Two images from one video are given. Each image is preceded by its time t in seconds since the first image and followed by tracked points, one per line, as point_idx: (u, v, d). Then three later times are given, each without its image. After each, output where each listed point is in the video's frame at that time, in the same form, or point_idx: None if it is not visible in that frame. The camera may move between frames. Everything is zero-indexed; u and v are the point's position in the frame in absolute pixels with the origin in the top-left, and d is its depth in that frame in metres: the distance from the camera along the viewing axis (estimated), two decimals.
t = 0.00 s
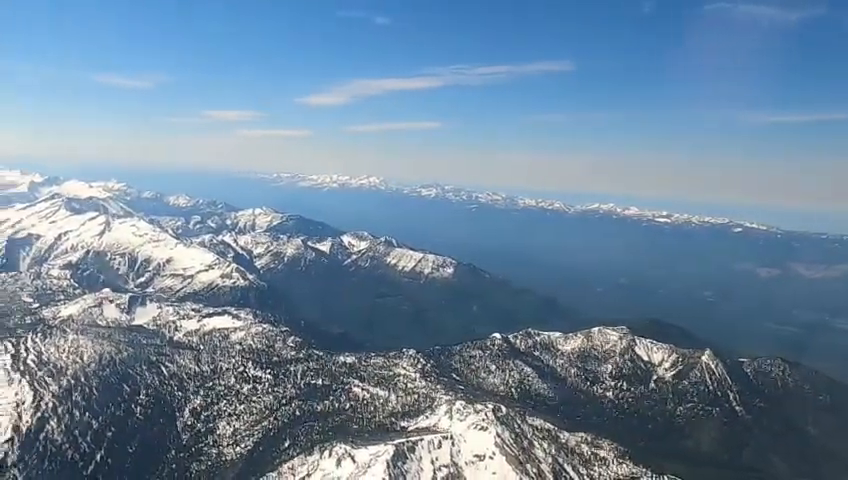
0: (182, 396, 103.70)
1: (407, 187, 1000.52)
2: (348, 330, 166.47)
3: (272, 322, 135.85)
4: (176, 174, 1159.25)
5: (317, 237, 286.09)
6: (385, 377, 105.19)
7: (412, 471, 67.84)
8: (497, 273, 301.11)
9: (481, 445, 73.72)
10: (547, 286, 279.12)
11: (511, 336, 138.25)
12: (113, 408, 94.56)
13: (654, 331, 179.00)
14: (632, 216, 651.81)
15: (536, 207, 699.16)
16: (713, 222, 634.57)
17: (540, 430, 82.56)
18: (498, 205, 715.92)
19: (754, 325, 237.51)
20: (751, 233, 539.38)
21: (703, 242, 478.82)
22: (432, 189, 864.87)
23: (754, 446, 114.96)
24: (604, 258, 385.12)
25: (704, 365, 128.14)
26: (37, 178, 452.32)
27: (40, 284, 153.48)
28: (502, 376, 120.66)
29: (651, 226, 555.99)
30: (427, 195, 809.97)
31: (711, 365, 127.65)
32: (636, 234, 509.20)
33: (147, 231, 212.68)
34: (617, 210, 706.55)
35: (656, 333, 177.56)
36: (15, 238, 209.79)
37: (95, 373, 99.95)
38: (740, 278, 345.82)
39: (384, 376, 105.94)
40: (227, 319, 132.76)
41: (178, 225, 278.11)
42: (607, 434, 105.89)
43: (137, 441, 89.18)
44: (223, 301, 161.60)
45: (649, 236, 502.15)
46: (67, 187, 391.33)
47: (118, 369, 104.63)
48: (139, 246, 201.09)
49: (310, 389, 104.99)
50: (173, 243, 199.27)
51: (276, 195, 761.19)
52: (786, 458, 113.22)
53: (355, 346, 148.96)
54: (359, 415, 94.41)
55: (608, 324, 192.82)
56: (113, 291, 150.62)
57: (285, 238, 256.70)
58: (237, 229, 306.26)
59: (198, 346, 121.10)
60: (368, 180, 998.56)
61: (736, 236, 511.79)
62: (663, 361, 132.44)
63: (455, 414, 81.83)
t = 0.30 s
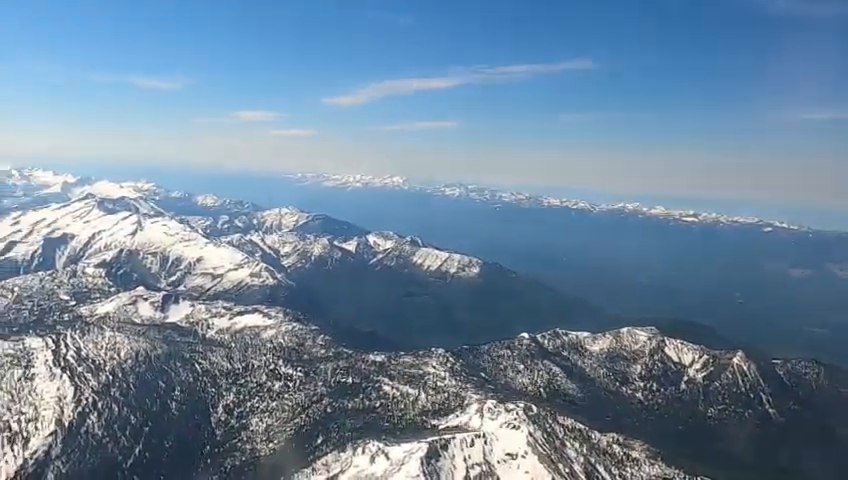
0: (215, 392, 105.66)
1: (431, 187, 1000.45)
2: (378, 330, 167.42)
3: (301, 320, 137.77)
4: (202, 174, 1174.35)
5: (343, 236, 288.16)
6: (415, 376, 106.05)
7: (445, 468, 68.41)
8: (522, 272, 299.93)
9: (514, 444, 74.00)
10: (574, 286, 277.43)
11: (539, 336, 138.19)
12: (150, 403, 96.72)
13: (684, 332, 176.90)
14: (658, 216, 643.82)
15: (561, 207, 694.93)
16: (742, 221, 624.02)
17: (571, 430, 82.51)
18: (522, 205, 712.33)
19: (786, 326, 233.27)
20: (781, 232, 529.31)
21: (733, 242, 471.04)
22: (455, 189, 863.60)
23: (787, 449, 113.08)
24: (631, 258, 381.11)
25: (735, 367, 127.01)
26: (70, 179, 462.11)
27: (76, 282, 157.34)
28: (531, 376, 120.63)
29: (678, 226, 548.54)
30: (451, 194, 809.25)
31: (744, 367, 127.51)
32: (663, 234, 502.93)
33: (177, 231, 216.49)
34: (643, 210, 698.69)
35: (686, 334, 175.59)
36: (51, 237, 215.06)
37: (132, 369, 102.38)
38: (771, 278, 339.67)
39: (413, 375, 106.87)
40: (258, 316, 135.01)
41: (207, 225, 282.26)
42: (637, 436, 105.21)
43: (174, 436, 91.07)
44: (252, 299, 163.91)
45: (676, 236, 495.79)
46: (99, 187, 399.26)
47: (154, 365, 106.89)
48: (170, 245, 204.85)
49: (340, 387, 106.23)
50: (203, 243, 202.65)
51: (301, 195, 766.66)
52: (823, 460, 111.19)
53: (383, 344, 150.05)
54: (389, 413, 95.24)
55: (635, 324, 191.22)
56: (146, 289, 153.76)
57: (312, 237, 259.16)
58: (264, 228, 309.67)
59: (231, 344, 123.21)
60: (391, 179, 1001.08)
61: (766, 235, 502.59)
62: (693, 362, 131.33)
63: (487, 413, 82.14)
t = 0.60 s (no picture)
0: (249, 389, 107.34)
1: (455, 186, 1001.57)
2: (407, 330, 168.34)
3: (332, 320, 139.44)
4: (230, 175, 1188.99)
5: (370, 236, 290.18)
6: (445, 376, 106.84)
7: (479, 468, 68.63)
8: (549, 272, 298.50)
9: (547, 445, 74.03)
10: (601, 287, 275.57)
11: (569, 337, 137.79)
12: (186, 399, 98.61)
13: (716, 334, 174.44)
14: (687, 216, 634.59)
15: (587, 206, 689.83)
16: (773, 221, 613.36)
17: (604, 431, 82.24)
18: (548, 204, 708.09)
19: (820, 328, 228.36)
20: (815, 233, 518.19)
21: (764, 243, 462.14)
22: (480, 189, 861.78)
23: (824, 453, 110.96)
24: (660, 259, 376.84)
25: (770, 369, 124.84)
26: (103, 180, 472.38)
27: (113, 281, 160.96)
28: (561, 377, 120.05)
29: (708, 226, 540.03)
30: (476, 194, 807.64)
31: (779, 370, 124.96)
32: (692, 234, 496.46)
33: (208, 230, 220.15)
34: (671, 210, 690.51)
35: (718, 335, 173.49)
36: (87, 236, 220.13)
37: (169, 366, 104.48)
38: (804, 279, 332.70)
39: (444, 375, 107.55)
40: (290, 315, 136.97)
41: (237, 225, 286.34)
42: (670, 438, 104.21)
43: (210, 432, 92.73)
44: (283, 298, 165.97)
45: (705, 236, 489.03)
46: (132, 187, 407.62)
47: (189, 363, 108.84)
48: (202, 245, 208.43)
49: (372, 385, 107.24)
50: (234, 242, 205.68)
51: (327, 195, 772.09)
52: None
53: (412, 344, 150.74)
54: (421, 411, 95.84)
55: (665, 325, 189.32)
56: (180, 287, 156.70)
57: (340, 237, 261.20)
58: (292, 228, 312.97)
59: (263, 342, 125.04)
60: (416, 180, 1002.59)
61: (799, 236, 492.07)
62: (727, 364, 129.50)
63: (519, 413, 82.20)
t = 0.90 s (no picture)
0: (283, 388, 108.85)
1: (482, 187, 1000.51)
2: (437, 329, 169.07)
3: (363, 319, 140.95)
4: (257, 175, 1203.18)
5: (398, 237, 291.65)
6: (478, 376, 107.17)
7: (516, 468, 68.75)
8: (578, 273, 296.60)
9: (582, 446, 73.97)
10: (631, 288, 272.97)
11: (601, 339, 137.20)
12: (223, 397, 100.46)
13: (750, 337, 171.78)
14: (718, 217, 624.47)
15: (614, 206, 683.85)
16: (807, 221, 600.48)
17: (640, 434, 81.80)
18: (575, 205, 702.67)
19: None
20: None
21: (799, 243, 452.67)
22: (506, 189, 858.78)
23: None
24: (690, 259, 371.84)
25: (809, 373, 123.94)
26: (136, 181, 482.17)
27: (149, 280, 164.53)
28: (593, 378, 119.47)
29: (740, 227, 530.95)
30: (502, 194, 804.79)
31: (818, 374, 123.70)
32: (723, 234, 488.90)
33: (240, 231, 223.67)
34: (701, 210, 680.37)
35: (752, 338, 170.74)
36: (123, 236, 225.28)
37: (205, 364, 106.62)
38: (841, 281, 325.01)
39: (476, 375, 107.96)
40: (322, 315, 138.88)
41: (267, 225, 290.15)
42: (706, 441, 102.99)
43: (246, 429, 94.31)
44: (314, 297, 168.13)
45: (737, 236, 481.01)
46: (164, 188, 415.67)
47: (225, 360, 110.74)
48: (234, 245, 211.89)
49: (404, 385, 108.01)
50: (265, 242, 208.71)
51: (353, 195, 776.50)
52: None
53: (442, 344, 151.61)
54: (454, 411, 96.27)
55: (698, 327, 186.92)
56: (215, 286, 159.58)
57: (368, 238, 263.02)
58: (320, 229, 316.00)
59: (296, 341, 126.82)
60: (442, 180, 1003.12)
61: (835, 236, 480.75)
62: (763, 367, 128.47)
63: (554, 413, 82.14)
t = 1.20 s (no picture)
0: (313, 385, 110.09)
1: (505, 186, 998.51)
2: (463, 328, 169.12)
3: (390, 318, 141.98)
4: (280, 175, 1213.27)
5: (422, 236, 292.24)
6: (506, 374, 107.44)
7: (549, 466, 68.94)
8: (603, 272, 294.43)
9: (616, 444, 73.76)
10: (658, 286, 270.41)
11: (629, 338, 136.44)
12: (255, 393, 101.96)
13: (782, 336, 169.20)
14: (746, 214, 614.25)
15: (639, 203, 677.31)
16: (838, 218, 587.61)
17: (672, 433, 81.38)
18: (599, 203, 696.95)
19: None
20: None
21: (830, 241, 443.51)
22: (529, 187, 854.67)
23: None
24: (717, 258, 366.72)
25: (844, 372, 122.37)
26: (163, 181, 489.79)
27: (179, 278, 167.39)
28: (622, 377, 118.75)
29: (768, 225, 521.73)
30: (525, 193, 801.14)
31: None
32: (750, 232, 481.49)
33: (266, 230, 226.31)
34: (727, 208, 670.04)
35: (784, 336, 168.11)
36: (152, 235, 229.27)
37: (237, 361, 108.34)
38: None
39: (505, 374, 108.21)
40: (350, 314, 140.23)
41: (292, 224, 292.88)
42: (739, 440, 101.78)
43: (278, 426, 95.64)
44: (341, 295, 169.59)
45: (765, 234, 473.10)
46: (191, 188, 421.83)
47: (256, 357, 112.47)
48: (261, 244, 214.44)
49: (432, 383, 108.58)
50: (292, 242, 211.00)
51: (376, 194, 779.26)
52: None
53: (468, 342, 151.98)
54: (484, 409, 96.59)
55: (727, 326, 184.56)
56: (243, 285, 161.84)
57: (392, 236, 264.04)
58: (345, 228, 318.07)
59: (324, 338, 128.15)
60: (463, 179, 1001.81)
61: None
62: (796, 368, 127.02)
63: (586, 411, 82.06)
